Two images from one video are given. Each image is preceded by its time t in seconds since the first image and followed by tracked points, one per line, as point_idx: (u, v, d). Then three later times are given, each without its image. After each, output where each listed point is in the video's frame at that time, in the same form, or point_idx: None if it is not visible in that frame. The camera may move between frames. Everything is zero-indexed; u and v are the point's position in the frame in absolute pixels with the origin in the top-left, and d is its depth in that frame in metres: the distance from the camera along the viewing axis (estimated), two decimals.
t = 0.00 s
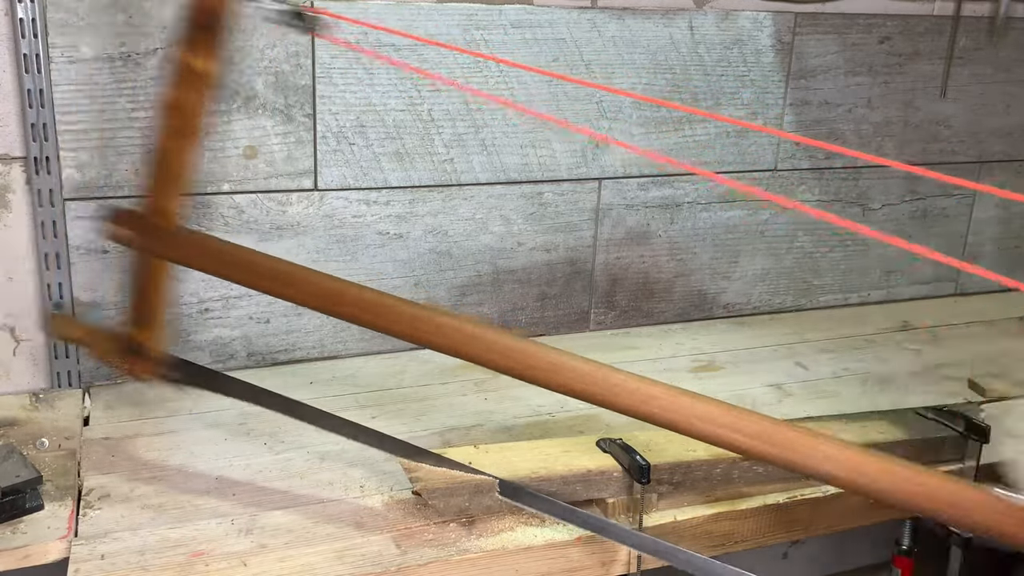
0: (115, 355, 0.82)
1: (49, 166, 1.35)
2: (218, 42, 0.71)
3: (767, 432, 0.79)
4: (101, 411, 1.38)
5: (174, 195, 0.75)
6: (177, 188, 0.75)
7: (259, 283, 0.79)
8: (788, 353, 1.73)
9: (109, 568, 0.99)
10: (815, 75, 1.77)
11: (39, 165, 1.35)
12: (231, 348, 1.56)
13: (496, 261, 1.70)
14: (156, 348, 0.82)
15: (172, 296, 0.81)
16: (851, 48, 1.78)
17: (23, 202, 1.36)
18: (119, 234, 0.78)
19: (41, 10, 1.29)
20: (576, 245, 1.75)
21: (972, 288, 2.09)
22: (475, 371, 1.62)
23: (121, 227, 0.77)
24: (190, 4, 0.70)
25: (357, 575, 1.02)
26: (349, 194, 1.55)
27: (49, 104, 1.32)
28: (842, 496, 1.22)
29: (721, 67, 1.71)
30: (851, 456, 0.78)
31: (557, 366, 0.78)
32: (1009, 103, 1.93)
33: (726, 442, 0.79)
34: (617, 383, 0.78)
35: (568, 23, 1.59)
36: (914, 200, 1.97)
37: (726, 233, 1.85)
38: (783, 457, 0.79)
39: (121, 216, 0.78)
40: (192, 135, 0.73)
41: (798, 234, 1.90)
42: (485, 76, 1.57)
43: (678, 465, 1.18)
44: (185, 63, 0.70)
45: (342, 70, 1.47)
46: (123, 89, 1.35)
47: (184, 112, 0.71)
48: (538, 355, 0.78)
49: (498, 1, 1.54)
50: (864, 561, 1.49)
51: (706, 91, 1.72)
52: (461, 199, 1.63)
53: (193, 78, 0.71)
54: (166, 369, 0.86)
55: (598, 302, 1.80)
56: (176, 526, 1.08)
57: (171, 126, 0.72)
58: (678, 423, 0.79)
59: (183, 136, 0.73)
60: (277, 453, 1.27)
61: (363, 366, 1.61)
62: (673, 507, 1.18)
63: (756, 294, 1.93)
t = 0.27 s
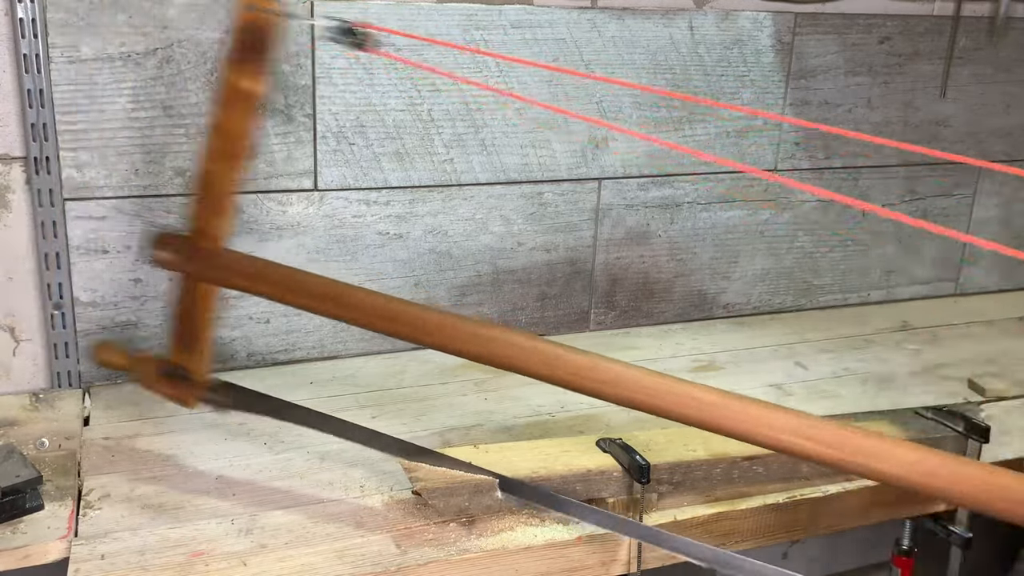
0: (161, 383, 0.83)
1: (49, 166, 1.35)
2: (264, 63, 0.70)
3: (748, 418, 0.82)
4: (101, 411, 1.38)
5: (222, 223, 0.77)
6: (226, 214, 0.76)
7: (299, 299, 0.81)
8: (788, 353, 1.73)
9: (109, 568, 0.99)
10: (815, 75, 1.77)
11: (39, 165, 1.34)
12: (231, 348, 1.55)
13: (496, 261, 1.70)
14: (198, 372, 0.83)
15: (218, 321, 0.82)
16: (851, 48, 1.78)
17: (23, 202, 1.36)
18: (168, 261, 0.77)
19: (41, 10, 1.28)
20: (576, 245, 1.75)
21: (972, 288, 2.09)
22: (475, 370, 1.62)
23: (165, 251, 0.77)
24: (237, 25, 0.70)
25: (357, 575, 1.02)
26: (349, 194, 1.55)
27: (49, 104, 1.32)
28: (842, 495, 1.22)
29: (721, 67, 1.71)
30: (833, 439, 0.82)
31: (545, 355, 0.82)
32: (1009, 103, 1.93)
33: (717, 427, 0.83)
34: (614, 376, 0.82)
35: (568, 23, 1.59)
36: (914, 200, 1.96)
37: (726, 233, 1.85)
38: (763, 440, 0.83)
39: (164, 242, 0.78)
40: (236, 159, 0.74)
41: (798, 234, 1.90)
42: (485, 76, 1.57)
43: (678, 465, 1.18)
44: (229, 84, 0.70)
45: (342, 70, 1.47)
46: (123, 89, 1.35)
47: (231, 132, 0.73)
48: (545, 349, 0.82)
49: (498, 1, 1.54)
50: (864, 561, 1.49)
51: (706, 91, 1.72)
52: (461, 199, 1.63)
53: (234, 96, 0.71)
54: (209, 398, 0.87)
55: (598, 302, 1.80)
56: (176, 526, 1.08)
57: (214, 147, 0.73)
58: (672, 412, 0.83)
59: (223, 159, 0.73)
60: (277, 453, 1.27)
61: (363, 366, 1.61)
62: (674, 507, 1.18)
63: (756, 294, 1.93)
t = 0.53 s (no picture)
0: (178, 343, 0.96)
1: (49, 166, 1.34)
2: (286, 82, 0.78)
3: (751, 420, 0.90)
4: (101, 411, 1.38)
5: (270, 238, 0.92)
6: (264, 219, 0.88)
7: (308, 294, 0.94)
8: (788, 353, 1.73)
9: (109, 568, 0.99)
10: (815, 75, 1.77)
11: (39, 165, 1.34)
12: (231, 348, 1.55)
13: (496, 261, 1.70)
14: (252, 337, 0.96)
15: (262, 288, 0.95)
16: (851, 48, 1.78)
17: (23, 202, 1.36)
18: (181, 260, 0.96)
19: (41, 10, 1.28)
20: (576, 245, 1.75)
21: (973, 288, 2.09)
22: (475, 371, 1.62)
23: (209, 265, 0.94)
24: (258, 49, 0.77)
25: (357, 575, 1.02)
26: (349, 194, 1.54)
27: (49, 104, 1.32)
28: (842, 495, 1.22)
29: (721, 67, 1.71)
30: (876, 459, 0.90)
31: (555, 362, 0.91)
32: (1010, 103, 1.93)
33: (720, 429, 0.90)
34: (615, 374, 0.90)
35: (568, 23, 1.59)
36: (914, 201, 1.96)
37: (726, 233, 1.85)
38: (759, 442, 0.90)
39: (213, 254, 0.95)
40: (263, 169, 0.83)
41: (798, 234, 1.90)
42: (485, 76, 1.57)
43: (678, 465, 1.18)
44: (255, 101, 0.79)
45: (342, 70, 1.47)
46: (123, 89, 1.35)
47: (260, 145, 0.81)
48: (545, 349, 0.92)
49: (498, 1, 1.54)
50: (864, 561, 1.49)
51: (706, 91, 1.72)
52: (461, 199, 1.63)
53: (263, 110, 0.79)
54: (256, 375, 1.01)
55: (598, 302, 1.80)
56: (176, 526, 1.08)
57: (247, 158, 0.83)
58: (674, 413, 0.90)
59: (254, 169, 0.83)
60: (277, 453, 1.27)
61: (363, 366, 1.61)
62: (674, 507, 1.18)
63: (756, 294, 1.93)
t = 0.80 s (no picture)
0: (189, 388, 1.08)
1: (49, 166, 1.35)
2: (300, 72, 0.90)
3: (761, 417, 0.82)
4: (101, 411, 1.38)
5: (251, 225, 0.95)
6: (257, 218, 0.95)
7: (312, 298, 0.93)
8: (788, 353, 1.73)
9: (109, 568, 0.99)
10: (815, 75, 1.77)
11: (39, 165, 1.34)
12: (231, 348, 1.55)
13: (496, 261, 1.70)
14: (222, 376, 1.05)
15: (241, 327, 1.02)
16: (851, 48, 1.78)
17: (23, 202, 1.36)
18: (194, 262, 0.96)
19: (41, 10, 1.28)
20: (576, 245, 1.75)
21: (973, 288, 2.09)
22: (475, 370, 1.62)
23: (195, 255, 0.95)
24: (274, 35, 0.89)
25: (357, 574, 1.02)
26: (349, 194, 1.55)
27: (49, 104, 1.32)
28: (842, 495, 1.22)
29: (721, 67, 1.71)
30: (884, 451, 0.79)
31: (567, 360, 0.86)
32: (1009, 103, 1.93)
33: (726, 424, 0.82)
34: (627, 373, 0.85)
35: (568, 23, 1.59)
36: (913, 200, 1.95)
37: (726, 233, 1.85)
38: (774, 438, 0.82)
39: (194, 245, 0.97)
40: (269, 162, 0.92)
41: (798, 234, 1.90)
42: (485, 75, 1.57)
43: (678, 464, 1.18)
44: (269, 88, 0.90)
45: (343, 70, 1.47)
46: (123, 89, 1.35)
47: (264, 134, 0.91)
48: (552, 345, 0.87)
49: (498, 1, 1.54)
50: (864, 561, 1.49)
51: (706, 91, 1.72)
52: (461, 199, 1.63)
53: (278, 99, 0.90)
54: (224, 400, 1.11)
55: (598, 302, 1.80)
56: (176, 525, 1.08)
57: (251, 147, 0.92)
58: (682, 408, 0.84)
59: (260, 161, 0.92)
60: (277, 453, 1.27)
61: (363, 366, 1.61)
62: (673, 507, 1.18)
63: (756, 294, 1.93)
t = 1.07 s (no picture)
0: (20, 326, 1.15)
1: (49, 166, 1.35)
2: (107, 28, 1.10)
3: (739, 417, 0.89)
4: (101, 411, 1.38)
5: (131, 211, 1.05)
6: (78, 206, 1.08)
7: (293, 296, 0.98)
8: (788, 353, 1.73)
9: (109, 568, 0.99)
10: (815, 75, 1.77)
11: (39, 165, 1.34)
12: (231, 348, 1.55)
13: (496, 261, 1.70)
14: (57, 321, 1.17)
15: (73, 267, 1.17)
16: (851, 48, 1.78)
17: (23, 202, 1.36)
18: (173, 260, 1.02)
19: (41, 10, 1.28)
20: (576, 245, 1.75)
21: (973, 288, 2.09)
22: (475, 370, 1.62)
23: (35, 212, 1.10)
24: None
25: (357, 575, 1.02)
26: (349, 194, 1.54)
27: (49, 104, 1.32)
28: (842, 495, 1.22)
29: (721, 67, 1.70)
30: (872, 456, 0.88)
31: (545, 358, 0.91)
32: (1009, 103, 1.93)
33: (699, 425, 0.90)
34: (618, 376, 0.90)
35: (568, 23, 1.59)
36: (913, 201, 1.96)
37: (726, 233, 1.85)
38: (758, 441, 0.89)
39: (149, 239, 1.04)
40: (82, 109, 1.12)
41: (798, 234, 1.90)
42: (485, 76, 1.57)
43: (678, 465, 1.18)
44: (82, 41, 1.10)
45: (343, 70, 1.47)
46: (123, 88, 1.35)
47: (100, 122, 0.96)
48: (533, 343, 0.92)
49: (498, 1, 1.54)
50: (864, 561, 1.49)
51: (706, 91, 1.72)
52: (461, 199, 1.63)
53: (88, 53, 1.10)
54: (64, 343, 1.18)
55: (598, 302, 1.80)
56: (176, 526, 1.08)
57: (64, 95, 1.12)
58: (667, 408, 0.90)
59: (75, 108, 1.12)
60: (277, 453, 1.27)
61: (363, 366, 1.61)
62: (674, 507, 1.18)
63: (756, 294, 1.93)
